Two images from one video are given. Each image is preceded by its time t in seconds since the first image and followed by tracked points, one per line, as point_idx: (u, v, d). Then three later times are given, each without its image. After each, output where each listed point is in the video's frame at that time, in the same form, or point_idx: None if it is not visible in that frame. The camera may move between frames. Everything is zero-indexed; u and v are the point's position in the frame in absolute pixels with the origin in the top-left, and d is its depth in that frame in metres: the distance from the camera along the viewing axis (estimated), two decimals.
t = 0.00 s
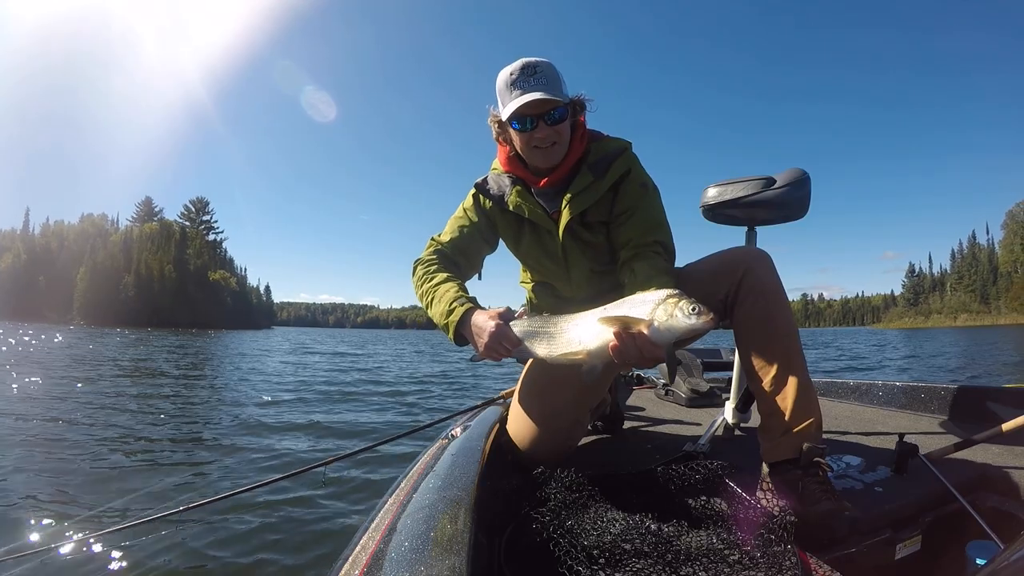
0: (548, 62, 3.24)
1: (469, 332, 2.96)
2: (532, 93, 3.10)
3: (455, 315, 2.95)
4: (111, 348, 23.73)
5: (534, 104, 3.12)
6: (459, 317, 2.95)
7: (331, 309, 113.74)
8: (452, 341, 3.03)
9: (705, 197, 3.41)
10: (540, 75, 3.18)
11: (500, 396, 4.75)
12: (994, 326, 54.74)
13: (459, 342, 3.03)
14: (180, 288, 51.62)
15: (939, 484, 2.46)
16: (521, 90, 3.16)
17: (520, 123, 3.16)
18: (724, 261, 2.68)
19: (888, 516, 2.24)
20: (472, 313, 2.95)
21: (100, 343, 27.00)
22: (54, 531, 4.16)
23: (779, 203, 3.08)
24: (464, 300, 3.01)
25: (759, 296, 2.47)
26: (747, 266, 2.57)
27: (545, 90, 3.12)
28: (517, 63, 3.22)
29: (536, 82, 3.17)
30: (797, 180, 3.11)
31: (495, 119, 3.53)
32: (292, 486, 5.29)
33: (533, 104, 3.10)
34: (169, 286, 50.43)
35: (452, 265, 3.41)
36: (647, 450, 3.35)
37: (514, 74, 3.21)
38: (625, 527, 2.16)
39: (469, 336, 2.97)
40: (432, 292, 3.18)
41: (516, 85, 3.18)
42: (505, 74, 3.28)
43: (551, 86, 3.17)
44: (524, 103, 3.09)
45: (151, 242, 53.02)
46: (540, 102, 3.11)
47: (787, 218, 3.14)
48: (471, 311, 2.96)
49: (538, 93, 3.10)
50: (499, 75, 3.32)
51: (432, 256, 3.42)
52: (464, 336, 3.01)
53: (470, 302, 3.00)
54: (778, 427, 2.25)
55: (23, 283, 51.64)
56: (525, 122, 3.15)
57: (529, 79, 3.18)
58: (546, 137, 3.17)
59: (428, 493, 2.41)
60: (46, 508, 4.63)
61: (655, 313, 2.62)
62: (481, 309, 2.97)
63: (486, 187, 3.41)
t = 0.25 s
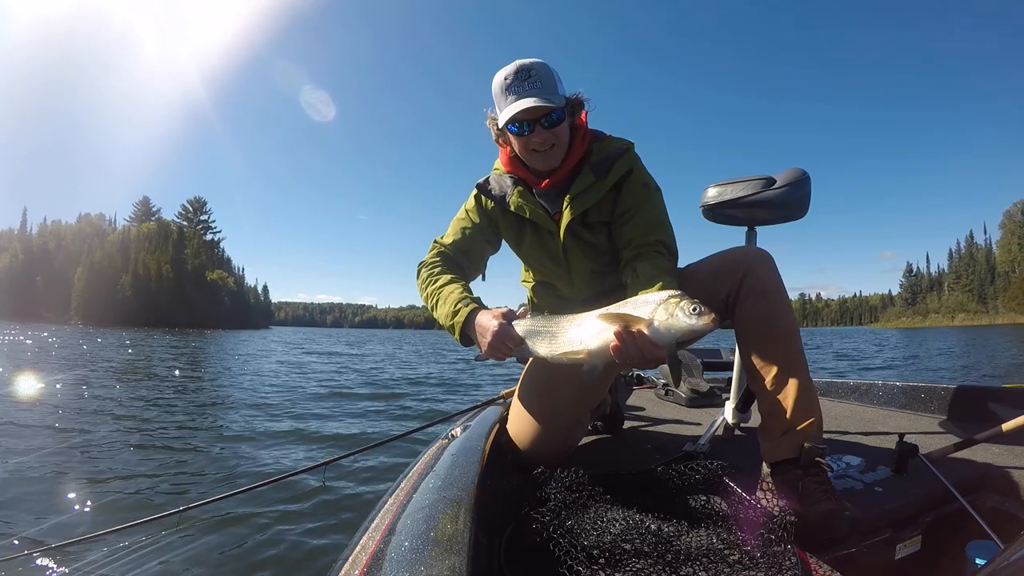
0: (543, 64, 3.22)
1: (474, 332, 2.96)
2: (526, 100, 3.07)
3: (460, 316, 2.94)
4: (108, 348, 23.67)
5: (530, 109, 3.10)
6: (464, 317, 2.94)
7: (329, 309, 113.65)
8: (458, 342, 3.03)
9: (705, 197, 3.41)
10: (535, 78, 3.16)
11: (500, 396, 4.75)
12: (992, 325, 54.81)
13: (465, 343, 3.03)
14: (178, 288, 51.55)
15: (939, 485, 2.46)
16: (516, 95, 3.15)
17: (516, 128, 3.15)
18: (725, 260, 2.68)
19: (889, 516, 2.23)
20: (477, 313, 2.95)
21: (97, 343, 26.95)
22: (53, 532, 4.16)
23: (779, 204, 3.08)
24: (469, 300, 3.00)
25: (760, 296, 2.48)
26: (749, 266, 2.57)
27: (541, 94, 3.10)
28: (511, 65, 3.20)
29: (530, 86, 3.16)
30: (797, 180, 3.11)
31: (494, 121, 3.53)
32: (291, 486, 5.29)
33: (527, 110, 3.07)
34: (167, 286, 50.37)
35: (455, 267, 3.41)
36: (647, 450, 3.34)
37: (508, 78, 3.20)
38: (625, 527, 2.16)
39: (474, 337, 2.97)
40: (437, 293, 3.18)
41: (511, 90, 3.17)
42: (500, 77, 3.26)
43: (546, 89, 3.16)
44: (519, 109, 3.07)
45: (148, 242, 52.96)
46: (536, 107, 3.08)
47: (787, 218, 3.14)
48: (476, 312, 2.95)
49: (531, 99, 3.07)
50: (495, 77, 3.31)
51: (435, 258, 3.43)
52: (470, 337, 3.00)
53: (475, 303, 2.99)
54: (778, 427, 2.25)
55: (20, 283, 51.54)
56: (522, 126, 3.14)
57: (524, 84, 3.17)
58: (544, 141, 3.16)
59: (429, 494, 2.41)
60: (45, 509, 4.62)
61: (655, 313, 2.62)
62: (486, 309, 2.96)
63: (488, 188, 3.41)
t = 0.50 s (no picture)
0: (542, 65, 3.22)
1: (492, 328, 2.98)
2: (526, 102, 3.09)
3: (477, 313, 2.97)
4: (104, 348, 23.62)
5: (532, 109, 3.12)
6: (480, 315, 2.97)
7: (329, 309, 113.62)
8: (477, 339, 3.05)
9: (705, 197, 3.41)
10: (535, 80, 3.18)
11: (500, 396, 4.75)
12: (991, 325, 54.86)
13: (483, 339, 3.05)
14: (176, 288, 51.52)
15: (939, 485, 2.47)
16: (517, 97, 3.17)
17: (519, 129, 3.16)
18: (726, 260, 2.68)
19: (889, 516, 2.23)
20: (492, 309, 2.97)
21: (94, 343, 26.92)
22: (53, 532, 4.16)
23: (779, 203, 3.08)
24: (484, 297, 3.03)
25: (762, 295, 2.48)
26: (750, 265, 2.57)
27: (542, 94, 3.13)
28: (510, 67, 3.22)
29: (531, 87, 3.17)
30: (797, 180, 3.11)
31: (495, 122, 3.54)
32: (291, 487, 5.29)
33: (528, 111, 3.08)
34: (164, 286, 50.35)
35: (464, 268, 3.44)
36: (647, 450, 3.34)
37: (509, 80, 3.22)
38: (625, 527, 2.16)
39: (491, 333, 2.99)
40: (450, 295, 3.20)
41: (512, 92, 3.19)
42: (500, 78, 3.27)
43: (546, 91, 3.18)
44: (520, 109, 3.09)
45: (146, 242, 52.92)
46: (537, 108, 3.09)
47: (787, 218, 3.14)
48: (492, 308, 2.98)
49: (532, 101, 3.09)
50: (495, 80, 3.31)
51: (443, 263, 3.46)
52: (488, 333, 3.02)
53: (490, 299, 3.02)
54: (779, 426, 2.25)
55: (18, 283, 51.49)
56: (524, 127, 3.15)
57: (524, 85, 3.18)
58: (546, 141, 3.18)
59: (429, 494, 2.41)
60: (44, 510, 4.62)
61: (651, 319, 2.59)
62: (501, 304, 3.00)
63: (490, 189, 3.42)
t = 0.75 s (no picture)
0: (548, 64, 3.24)
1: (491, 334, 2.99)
2: (533, 98, 3.10)
3: (475, 319, 2.98)
4: (101, 348, 23.62)
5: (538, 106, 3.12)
6: (479, 318, 2.98)
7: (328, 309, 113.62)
8: (476, 343, 3.06)
9: (705, 197, 3.41)
10: (541, 77, 3.19)
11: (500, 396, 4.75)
12: (989, 325, 54.86)
13: (482, 344, 3.06)
14: (174, 288, 51.49)
15: (939, 485, 2.47)
16: (522, 94, 3.17)
17: (524, 126, 3.16)
18: (727, 260, 2.68)
19: (888, 516, 2.23)
20: (491, 314, 2.99)
21: (91, 343, 26.90)
22: (52, 532, 4.15)
23: (779, 203, 3.08)
24: (483, 302, 3.04)
25: (762, 295, 2.48)
26: (751, 265, 2.57)
27: (548, 91, 3.14)
28: (516, 65, 3.23)
29: (537, 84, 3.18)
30: (797, 180, 3.11)
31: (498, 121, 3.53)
32: (290, 487, 5.28)
33: (533, 108, 3.10)
34: (162, 286, 50.31)
35: (466, 269, 3.44)
36: (648, 450, 3.34)
37: (513, 78, 3.23)
38: (625, 527, 2.16)
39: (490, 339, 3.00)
40: (450, 299, 3.21)
41: (517, 89, 3.19)
42: (504, 76, 3.28)
43: (552, 87, 3.18)
44: (526, 106, 3.10)
45: (144, 242, 52.87)
46: (543, 105, 3.10)
47: (787, 218, 3.14)
48: (490, 314, 2.99)
49: (538, 97, 3.10)
50: (499, 78, 3.31)
51: (446, 265, 3.47)
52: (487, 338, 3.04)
53: (488, 304, 3.03)
54: (779, 426, 2.25)
55: (15, 283, 51.43)
56: (529, 125, 3.15)
57: (530, 82, 3.19)
58: (551, 139, 3.19)
59: (429, 494, 2.41)
60: (44, 511, 4.62)
61: (652, 319, 2.61)
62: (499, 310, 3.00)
63: (493, 188, 3.41)
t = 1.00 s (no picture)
0: (553, 60, 3.26)
1: (468, 335, 3.02)
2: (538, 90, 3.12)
3: (454, 319, 3.02)
4: (98, 349, 23.62)
5: (543, 100, 3.13)
6: (457, 320, 3.01)
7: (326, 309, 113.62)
8: (452, 343, 3.10)
9: (705, 197, 3.41)
10: (546, 72, 3.20)
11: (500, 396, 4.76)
12: (987, 326, 54.92)
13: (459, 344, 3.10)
14: (172, 288, 51.45)
15: (939, 484, 2.47)
16: (528, 87, 3.18)
17: (529, 120, 3.18)
18: (727, 260, 2.68)
19: (888, 516, 2.23)
20: (470, 316, 3.01)
21: (88, 343, 26.87)
22: (52, 532, 4.15)
23: (779, 203, 3.09)
24: (463, 304, 3.07)
25: (762, 294, 2.48)
26: (752, 265, 2.56)
27: (553, 85, 3.14)
28: (522, 60, 3.25)
29: (543, 78, 3.19)
30: (798, 180, 3.11)
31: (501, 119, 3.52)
32: (290, 487, 5.28)
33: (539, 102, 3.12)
34: (161, 286, 50.27)
35: (457, 266, 3.45)
36: (648, 450, 3.34)
37: (519, 73, 3.23)
38: (626, 527, 2.16)
39: (468, 339, 3.03)
40: (434, 295, 3.24)
41: (523, 83, 3.20)
42: (510, 72, 3.29)
43: (557, 81, 3.20)
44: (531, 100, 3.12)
45: (142, 242, 52.83)
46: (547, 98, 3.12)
47: (787, 218, 3.14)
48: (468, 316, 3.02)
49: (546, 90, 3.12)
50: (503, 76, 3.32)
51: (439, 259, 3.48)
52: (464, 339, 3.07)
53: (468, 306, 3.06)
54: (780, 426, 2.26)
55: (13, 283, 51.38)
56: (534, 119, 3.17)
57: (535, 76, 3.20)
58: (556, 133, 3.19)
59: (429, 493, 2.41)
60: (44, 511, 4.61)
61: (651, 315, 2.61)
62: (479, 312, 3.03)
63: (494, 186, 3.41)
